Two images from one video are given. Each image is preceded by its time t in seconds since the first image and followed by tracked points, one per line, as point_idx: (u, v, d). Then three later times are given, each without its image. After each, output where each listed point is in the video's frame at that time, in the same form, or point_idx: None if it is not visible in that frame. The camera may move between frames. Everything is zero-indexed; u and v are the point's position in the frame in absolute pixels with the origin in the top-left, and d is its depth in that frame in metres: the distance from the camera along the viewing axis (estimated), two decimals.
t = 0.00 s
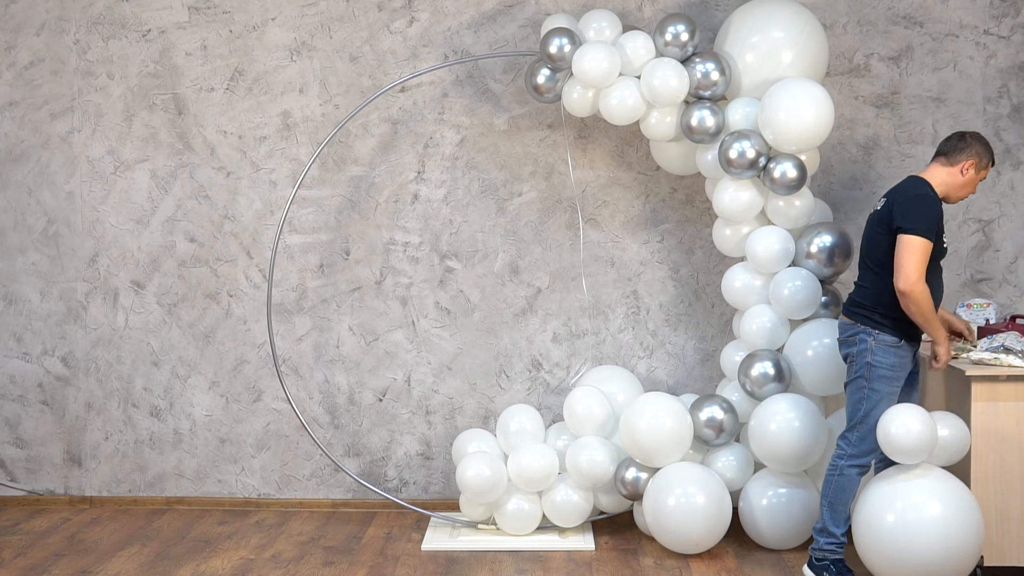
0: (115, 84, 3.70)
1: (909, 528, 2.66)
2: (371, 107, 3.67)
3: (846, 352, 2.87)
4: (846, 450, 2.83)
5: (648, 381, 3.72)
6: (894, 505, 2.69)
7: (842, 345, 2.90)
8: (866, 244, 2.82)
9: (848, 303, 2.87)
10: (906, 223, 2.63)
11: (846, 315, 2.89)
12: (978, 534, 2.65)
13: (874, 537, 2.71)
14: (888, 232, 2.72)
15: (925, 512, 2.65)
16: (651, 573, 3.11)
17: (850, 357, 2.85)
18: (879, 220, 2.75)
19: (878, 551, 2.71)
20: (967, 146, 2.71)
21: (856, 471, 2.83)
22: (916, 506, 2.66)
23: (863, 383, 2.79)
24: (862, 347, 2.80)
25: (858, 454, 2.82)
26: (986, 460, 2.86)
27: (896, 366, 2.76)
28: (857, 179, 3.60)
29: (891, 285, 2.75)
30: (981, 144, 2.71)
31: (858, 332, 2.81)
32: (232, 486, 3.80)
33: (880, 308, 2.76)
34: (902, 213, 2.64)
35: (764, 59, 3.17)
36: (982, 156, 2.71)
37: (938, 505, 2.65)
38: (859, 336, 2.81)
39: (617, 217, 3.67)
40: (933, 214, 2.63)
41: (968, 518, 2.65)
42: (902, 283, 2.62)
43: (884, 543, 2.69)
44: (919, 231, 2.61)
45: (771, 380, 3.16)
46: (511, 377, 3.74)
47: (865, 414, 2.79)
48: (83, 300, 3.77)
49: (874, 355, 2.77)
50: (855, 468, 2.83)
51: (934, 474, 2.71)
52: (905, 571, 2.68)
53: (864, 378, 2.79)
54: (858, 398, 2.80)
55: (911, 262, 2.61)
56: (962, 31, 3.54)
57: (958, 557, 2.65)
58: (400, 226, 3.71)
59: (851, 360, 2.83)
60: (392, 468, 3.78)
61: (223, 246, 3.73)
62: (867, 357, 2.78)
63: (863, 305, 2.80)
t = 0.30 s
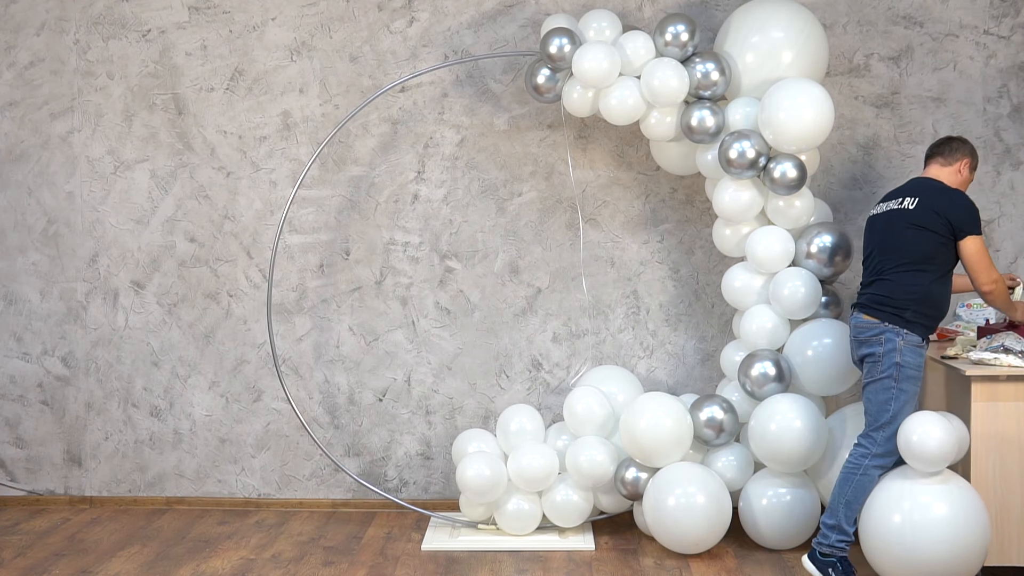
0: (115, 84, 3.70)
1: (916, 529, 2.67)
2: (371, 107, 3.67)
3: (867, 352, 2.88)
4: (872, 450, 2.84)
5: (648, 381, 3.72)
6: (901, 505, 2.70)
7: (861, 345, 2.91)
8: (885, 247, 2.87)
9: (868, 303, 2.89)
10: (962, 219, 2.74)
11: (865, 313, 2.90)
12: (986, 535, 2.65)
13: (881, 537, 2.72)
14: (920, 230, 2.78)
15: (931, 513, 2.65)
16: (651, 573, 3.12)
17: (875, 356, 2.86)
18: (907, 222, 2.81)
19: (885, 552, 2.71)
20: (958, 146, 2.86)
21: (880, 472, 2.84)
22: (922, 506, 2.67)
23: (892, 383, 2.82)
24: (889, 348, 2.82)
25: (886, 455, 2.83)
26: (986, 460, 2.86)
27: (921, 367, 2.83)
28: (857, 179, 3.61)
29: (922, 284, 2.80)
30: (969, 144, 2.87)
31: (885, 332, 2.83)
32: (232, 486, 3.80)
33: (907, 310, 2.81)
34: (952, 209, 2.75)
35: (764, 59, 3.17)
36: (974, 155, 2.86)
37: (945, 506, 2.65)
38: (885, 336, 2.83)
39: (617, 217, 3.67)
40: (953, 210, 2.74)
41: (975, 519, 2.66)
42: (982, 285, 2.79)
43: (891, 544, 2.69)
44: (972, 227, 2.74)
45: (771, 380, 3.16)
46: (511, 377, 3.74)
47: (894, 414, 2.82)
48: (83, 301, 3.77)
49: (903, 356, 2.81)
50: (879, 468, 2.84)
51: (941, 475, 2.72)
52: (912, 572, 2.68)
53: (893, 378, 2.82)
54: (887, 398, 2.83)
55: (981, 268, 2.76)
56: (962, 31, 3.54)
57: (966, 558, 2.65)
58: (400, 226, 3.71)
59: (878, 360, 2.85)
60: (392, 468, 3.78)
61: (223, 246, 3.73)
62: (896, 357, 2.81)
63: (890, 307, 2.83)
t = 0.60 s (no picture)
0: (115, 84, 3.70)
1: (918, 528, 2.69)
2: (371, 107, 3.67)
3: (865, 353, 2.88)
4: (874, 451, 2.84)
5: (648, 381, 3.72)
6: (903, 505, 2.71)
7: (858, 346, 2.91)
8: (880, 247, 2.86)
9: (864, 303, 2.88)
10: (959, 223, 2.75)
11: (861, 314, 2.89)
12: (988, 533, 2.66)
13: (883, 537, 2.74)
14: (916, 232, 2.78)
15: (933, 512, 2.67)
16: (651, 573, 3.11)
17: (873, 357, 2.86)
18: (903, 223, 2.81)
19: (887, 552, 2.73)
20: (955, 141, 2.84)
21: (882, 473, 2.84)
22: (924, 506, 2.68)
23: (892, 384, 2.81)
24: (888, 348, 2.82)
25: (888, 456, 2.83)
26: (986, 461, 2.86)
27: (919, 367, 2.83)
28: (857, 179, 3.60)
29: (918, 285, 2.80)
30: (965, 138, 2.84)
31: (883, 333, 2.83)
32: (232, 486, 3.80)
33: (904, 311, 2.81)
34: (948, 213, 2.75)
35: (764, 59, 3.17)
36: (970, 149, 2.84)
37: (946, 505, 2.66)
38: (883, 336, 2.83)
39: (617, 217, 3.67)
40: (952, 213, 2.74)
41: (977, 518, 2.67)
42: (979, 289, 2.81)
43: (893, 544, 2.71)
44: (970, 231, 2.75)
45: (771, 380, 3.16)
46: (511, 377, 3.74)
47: (895, 415, 2.82)
48: (83, 301, 3.78)
49: (901, 356, 2.81)
50: (881, 469, 2.83)
51: (943, 474, 2.73)
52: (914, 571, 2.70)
53: (892, 378, 2.81)
54: (887, 399, 2.82)
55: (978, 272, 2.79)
56: (963, 31, 3.54)
57: (968, 557, 2.66)
58: (400, 226, 3.71)
59: (876, 361, 2.85)
60: (392, 468, 3.78)
61: (223, 246, 3.73)
62: (894, 357, 2.81)
63: (885, 309, 2.83)
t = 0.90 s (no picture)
0: (115, 84, 3.70)
1: (916, 528, 2.69)
2: (371, 107, 3.67)
3: (857, 356, 2.89)
4: (868, 452, 2.85)
5: (648, 381, 3.73)
6: (901, 505, 2.72)
7: (852, 349, 2.92)
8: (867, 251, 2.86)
9: (854, 307, 2.89)
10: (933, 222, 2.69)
11: (852, 318, 2.91)
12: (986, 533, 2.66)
13: (881, 537, 2.74)
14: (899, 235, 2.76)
15: (931, 512, 2.67)
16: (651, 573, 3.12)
17: (865, 360, 2.86)
18: (886, 226, 2.79)
19: (886, 552, 2.73)
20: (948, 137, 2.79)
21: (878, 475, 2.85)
22: (922, 506, 2.68)
23: (882, 386, 2.82)
24: (877, 351, 2.83)
25: (882, 456, 2.84)
26: (986, 461, 2.86)
27: (912, 367, 2.82)
28: (857, 179, 3.60)
29: (904, 287, 2.79)
30: (959, 130, 2.78)
31: (872, 336, 2.83)
32: (232, 486, 3.80)
33: (891, 313, 2.81)
34: (920, 214, 2.71)
35: (764, 59, 3.17)
36: (959, 143, 2.77)
37: (944, 505, 2.66)
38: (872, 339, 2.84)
39: (617, 217, 3.67)
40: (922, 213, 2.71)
41: (975, 517, 2.67)
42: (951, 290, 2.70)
43: (892, 543, 2.71)
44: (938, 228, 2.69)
45: (771, 380, 3.16)
46: (511, 377, 3.75)
47: (887, 416, 2.82)
48: (83, 301, 3.78)
49: (891, 357, 2.80)
50: (876, 471, 2.85)
51: (939, 474, 2.73)
52: (914, 571, 2.70)
53: (883, 380, 2.82)
54: (879, 401, 2.83)
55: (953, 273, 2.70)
56: (962, 31, 3.54)
57: (967, 557, 2.66)
58: (400, 226, 3.71)
59: (867, 364, 2.86)
60: (392, 468, 3.78)
61: (223, 246, 3.73)
62: (883, 359, 2.81)
63: (874, 312, 2.84)
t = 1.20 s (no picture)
0: (115, 84, 3.70)
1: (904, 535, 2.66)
2: (372, 107, 3.68)
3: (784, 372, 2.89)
4: (829, 465, 2.79)
5: (648, 381, 3.73)
6: (887, 512, 2.69)
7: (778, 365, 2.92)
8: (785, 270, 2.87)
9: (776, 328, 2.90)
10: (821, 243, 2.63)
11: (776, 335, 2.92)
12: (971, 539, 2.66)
13: (870, 548, 2.70)
14: (794, 245, 2.76)
15: (919, 518, 2.65)
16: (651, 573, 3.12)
17: (789, 375, 2.86)
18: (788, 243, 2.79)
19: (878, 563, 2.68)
20: (876, 156, 2.64)
21: (846, 483, 2.79)
22: (910, 512, 2.66)
23: (811, 398, 2.80)
24: (796, 366, 2.82)
25: (839, 465, 2.78)
26: (986, 461, 2.87)
27: (835, 374, 2.78)
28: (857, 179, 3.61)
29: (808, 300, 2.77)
30: (887, 144, 2.63)
31: (787, 351, 2.84)
32: (232, 486, 3.80)
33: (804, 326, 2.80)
34: (812, 233, 2.65)
35: (764, 58, 3.17)
36: (870, 162, 2.65)
37: (931, 511, 2.65)
38: (787, 354, 2.84)
39: (617, 217, 3.67)
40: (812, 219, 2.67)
41: (961, 524, 2.66)
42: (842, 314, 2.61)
43: (887, 553, 2.67)
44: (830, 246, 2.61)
45: (770, 380, 3.15)
46: (511, 377, 3.75)
47: (830, 426, 2.78)
48: (83, 301, 3.78)
49: (809, 369, 2.79)
50: (843, 480, 2.78)
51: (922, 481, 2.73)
52: None
53: (809, 393, 2.80)
54: (814, 415, 2.81)
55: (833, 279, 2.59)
56: (962, 31, 3.55)
57: (956, 563, 2.64)
58: (400, 226, 3.71)
59: (790, 378, 2.86)
60: (392, 468, 3.78)
61: (223, 246, 3.73)
62: (802, 372, 2.81)
63: (786, 329, 2.84)
